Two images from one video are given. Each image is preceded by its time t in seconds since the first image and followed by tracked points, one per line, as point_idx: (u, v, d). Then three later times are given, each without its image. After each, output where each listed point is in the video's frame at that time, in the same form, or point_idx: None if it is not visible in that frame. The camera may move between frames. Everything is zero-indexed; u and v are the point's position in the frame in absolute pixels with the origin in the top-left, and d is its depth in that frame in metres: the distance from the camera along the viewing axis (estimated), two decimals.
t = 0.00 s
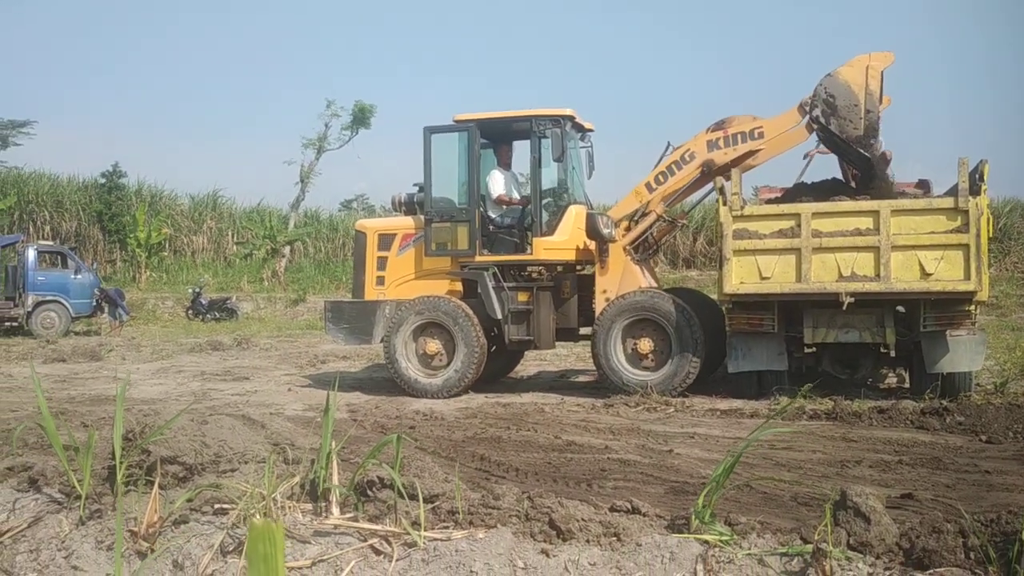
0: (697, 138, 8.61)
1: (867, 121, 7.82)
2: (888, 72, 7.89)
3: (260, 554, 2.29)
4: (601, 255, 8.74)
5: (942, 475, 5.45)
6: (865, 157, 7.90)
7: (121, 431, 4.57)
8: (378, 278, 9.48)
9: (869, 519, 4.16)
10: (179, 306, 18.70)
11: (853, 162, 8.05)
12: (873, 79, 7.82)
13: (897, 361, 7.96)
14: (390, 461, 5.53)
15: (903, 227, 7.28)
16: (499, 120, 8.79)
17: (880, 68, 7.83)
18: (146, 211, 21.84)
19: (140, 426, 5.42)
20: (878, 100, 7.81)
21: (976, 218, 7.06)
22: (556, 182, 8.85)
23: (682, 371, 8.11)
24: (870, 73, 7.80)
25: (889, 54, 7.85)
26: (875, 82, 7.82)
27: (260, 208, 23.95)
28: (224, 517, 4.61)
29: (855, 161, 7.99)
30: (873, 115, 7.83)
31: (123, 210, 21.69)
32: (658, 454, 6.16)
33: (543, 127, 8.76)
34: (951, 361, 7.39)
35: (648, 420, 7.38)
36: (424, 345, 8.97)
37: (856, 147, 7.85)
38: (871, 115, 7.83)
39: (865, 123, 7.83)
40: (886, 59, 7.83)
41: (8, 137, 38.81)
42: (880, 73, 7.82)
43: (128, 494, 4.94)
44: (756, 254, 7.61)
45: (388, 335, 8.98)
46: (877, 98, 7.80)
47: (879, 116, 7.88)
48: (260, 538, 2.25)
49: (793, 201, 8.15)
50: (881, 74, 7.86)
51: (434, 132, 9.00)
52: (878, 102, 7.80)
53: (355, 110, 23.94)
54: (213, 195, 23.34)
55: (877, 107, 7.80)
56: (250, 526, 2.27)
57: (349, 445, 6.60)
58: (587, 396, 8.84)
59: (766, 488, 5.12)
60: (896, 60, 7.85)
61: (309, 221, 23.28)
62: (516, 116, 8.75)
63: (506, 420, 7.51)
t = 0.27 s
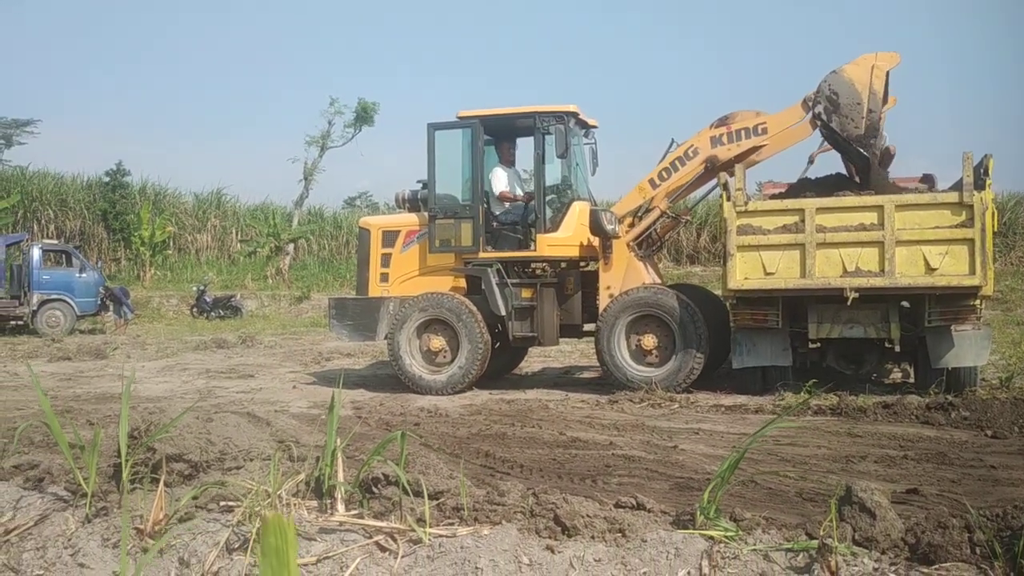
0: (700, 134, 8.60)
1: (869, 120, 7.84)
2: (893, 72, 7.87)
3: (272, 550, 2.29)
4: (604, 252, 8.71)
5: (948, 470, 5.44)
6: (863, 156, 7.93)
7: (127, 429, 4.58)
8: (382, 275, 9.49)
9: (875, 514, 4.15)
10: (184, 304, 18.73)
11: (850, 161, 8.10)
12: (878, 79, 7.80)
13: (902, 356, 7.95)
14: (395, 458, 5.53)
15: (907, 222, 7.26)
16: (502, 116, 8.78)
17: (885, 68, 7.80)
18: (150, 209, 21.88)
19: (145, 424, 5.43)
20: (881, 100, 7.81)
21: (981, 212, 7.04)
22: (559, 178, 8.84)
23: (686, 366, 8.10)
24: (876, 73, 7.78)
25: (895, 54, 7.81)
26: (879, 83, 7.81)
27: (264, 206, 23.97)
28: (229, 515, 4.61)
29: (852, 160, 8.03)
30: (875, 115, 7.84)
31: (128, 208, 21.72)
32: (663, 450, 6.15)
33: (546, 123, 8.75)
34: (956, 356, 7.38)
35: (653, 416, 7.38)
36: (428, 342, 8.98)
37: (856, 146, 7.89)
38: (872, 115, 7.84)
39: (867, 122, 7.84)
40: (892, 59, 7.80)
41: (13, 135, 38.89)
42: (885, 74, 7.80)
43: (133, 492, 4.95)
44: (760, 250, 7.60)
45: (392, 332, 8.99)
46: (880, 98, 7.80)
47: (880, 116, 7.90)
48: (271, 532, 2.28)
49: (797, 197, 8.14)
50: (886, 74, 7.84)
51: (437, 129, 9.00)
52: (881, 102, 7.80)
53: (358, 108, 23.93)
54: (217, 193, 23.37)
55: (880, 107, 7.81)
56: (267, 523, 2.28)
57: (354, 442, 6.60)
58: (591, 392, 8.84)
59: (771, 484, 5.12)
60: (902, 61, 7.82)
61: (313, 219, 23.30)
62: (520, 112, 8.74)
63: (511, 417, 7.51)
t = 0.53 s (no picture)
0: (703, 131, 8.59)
1: (866, 122, 7.84)
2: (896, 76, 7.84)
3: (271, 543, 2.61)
4: (607, 249, 8.71)
5: (951, 466, 5.44)
6: (859, 157, 7.91)
7: (131, 427, 4.57)
8: (385, 273, 9.50)
9: (879, 510, 4.15)
10: (187, 302, 18.74)
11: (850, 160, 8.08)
12: (880, 81, 7.79)
13: (905, 352, 7.94)
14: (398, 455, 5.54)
15: (910, 218, 7.25)
16: (504, 114, 8.77)
17: (889, 71, 7.78)
18: (153, 208, 21.90)
19: (149, 422, 5.44)
20: (881, 103, 7.80)
21: (985, 208, 7.03)
22: (561, 175, 8.84)
23: (690, 363, 8.10)
24: (879, 75, 7.77)
25: (901, 58, 7.79)
26: (880, 86, 7.80)
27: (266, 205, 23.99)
28: (234, 513, 4.62)
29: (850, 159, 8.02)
30: (874, 118, 7.84)
31: (130, 206, 21.74)
32: (666, 446, 6.15)
33: (548, 120, 8.74)
34: (959, 352, 7.36)
35: (656, 413, 7.37)
36: (431, 339, 8.99)
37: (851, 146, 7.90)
38: (871, 117, 7.85)
39: (865, 124, 7.85)
40: (897, 64, 7.78)
41: (16, 133, 38.93)
42: (888, 77, 7.78)
43: (137, 490, 4.96)
44: (763, 246, 7.59)
45: (395, 330, 8.99)
46: (880, 101, 7.80)
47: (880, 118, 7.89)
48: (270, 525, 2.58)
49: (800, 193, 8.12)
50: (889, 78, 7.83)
51: (439, 126, 8.99)
52: (880, 105, 7.80)
53: (360, 106, 23.94)
54: (220, 191, 23.40)
55: (879, 110, 7.81)
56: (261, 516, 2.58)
57: (357, 440, 6.61)
58: (594, 389, 8.84)
59: (774, 480, 5.12)
60: (906, 65, 7.80)
61: (315, 217, 23.31)
62: (522, 110, 8.73)
63: (514, 414, 7.51)
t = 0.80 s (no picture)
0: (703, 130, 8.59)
1: (862, 127, 7.89)
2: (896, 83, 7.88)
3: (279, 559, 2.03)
4: (608, 248, 8.71)
5: (953, 465, 5.44)
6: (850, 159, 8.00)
7: (132, 427, 4.57)
8: (386, 272, 9.50)
9: (879, 509, 4.15)
10: (188, 302, 18.75)
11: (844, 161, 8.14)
12: (880, 87, 7.82)
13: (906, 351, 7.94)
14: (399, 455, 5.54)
15: (911, 217, 7.25)
16: (505, 113, 8.77)
17: (890, 78, 7.81)
18: (154, 207, 21.91)
19: (150, 421, 5.44)
20: (878, 110, 7.85)
21: (986, 207, 7.03)
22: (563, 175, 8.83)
23: (692, 362, 8.09)
24: (880, 82, 7.80)
25: (904, 66, 7.81)
26: (879, 93, 7.84)
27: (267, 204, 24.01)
28: (234, 512, 4.62)
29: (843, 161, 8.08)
30: (869, 124, 7.90)
31: (132, 206, 21.75)
32: (667, 446, 6.15)
33: (549, 119, 8.73)
34: (961, 351, 7.33)
35: (657, 412, 7.37)
36: (432, 339, 8.98)
37: (844, 149, 7.96)
38: (867, 122, 7.89)
39: (859, 128, 7.90)
40: (899, 71, 7.81)
41: (16, 133, 38.92)
42: (889, 84, 7.82)
43: (138, 489, 4.96)
44: (765, 245, 7.59)
45: (397, 329, 8.99)
46: (878, 107, 7.84)
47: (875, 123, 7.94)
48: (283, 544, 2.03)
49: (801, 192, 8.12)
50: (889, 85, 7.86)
51: (440, 126, 8.99)
52: (877, 112, 7.84)
53: (361, 105, 23.94)
54: (220, 190, 23.41)
55: (875, 116, 7.86)
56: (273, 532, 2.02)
57: (358, 439, 6.61)
58: (595, 388, 8.84)
59: (775, 479, 5.12)
60: (908, 73, 7.82)
61: (316, 216, 23.32)
62: (523, 109, 8.73)
63: (515, 413, 7.51)
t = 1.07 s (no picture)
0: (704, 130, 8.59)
1: (862, 129, 7.87)
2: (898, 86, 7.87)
3: (273, 553, 2.13)
4: (609, 248, 8.71)
5: (954, 465, 5.44)
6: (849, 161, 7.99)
7: (133, 427, 4.58)
8: (387, 272, 9.50)
9: (880, 509, 4.15)
10: (189, 302, 18.76)
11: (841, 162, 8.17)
12: (881, 89, 7.82)
13: (908, 351, 7.93)
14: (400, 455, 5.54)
15: (912, 217, 7.25)
16: (506, 112, 8.77)
17: (891, 81, 7.81)
18: (155, 207, 21.93)
19: (151, 421, 5.45)
20: (878, 112, 7.82)
21: (987, 207, 7.02)
22: (564, 175, 8.84)
23: (693, 362, 8.09)
24: (881, 84, 7.80)
25: (905, 69, 7.81)
26: (880, 95, 7.83)
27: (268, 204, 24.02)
28: (236, 512, 4.63)
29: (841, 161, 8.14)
30: (869, 126, 7.85)
31: (133, 206, 21.77)
32: (668, 445, 6.15)
33: (551, 119, 8.74)
34: (962, 351, 7.33)
35: (658, 412, 7.38)
36: (433, 338, 8.99)
37: (843, 149, 7.95)
38: (867, 124, 7.86)
39: (859, 130, 7.87)
40: (900, 74, 7.81)
41: (17, 133, 38.94)
42: (889, 87, 7.81)
43: (140, 489, 4.96)
44: (766, 245, 7.59)
45: (398, 329, 9.00)
46: (878, 109, 7.82)
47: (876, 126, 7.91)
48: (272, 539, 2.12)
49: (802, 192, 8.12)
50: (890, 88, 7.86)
51: (441, 125, 9.00)
52: (877, 114, 7.82)
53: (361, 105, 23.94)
54: (221, 190, 23.43)
55: (875, 118, 7.83)
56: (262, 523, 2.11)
57: (359, 439, 6.62)
58: (596, 388, 8.84)
59: (776, 479, 5.12)
60: (910, 76, 7.81)
61: (317, 216, 23.33)
62: (524, 109, 8.73)
63: (516, 413, 7.51)
